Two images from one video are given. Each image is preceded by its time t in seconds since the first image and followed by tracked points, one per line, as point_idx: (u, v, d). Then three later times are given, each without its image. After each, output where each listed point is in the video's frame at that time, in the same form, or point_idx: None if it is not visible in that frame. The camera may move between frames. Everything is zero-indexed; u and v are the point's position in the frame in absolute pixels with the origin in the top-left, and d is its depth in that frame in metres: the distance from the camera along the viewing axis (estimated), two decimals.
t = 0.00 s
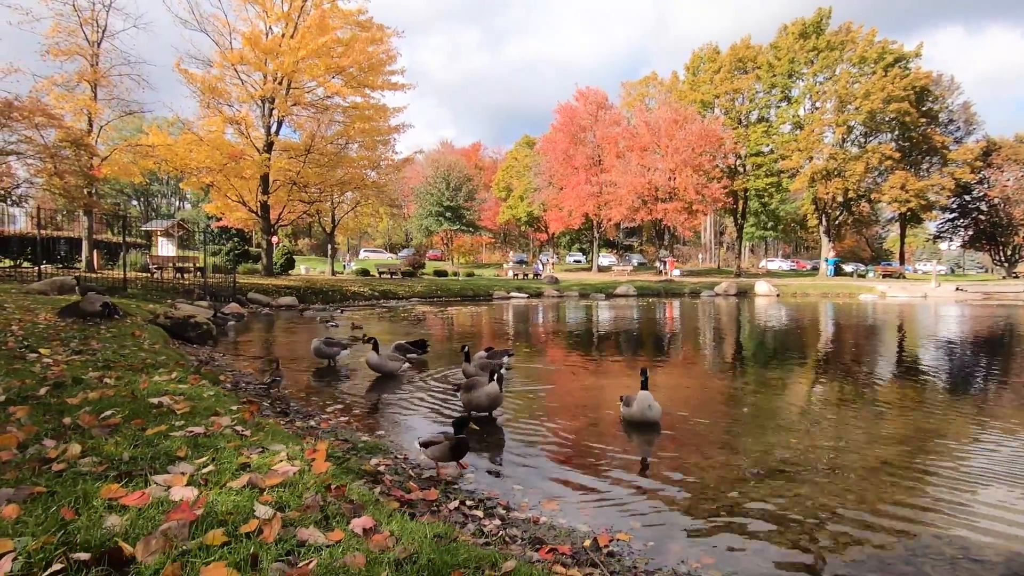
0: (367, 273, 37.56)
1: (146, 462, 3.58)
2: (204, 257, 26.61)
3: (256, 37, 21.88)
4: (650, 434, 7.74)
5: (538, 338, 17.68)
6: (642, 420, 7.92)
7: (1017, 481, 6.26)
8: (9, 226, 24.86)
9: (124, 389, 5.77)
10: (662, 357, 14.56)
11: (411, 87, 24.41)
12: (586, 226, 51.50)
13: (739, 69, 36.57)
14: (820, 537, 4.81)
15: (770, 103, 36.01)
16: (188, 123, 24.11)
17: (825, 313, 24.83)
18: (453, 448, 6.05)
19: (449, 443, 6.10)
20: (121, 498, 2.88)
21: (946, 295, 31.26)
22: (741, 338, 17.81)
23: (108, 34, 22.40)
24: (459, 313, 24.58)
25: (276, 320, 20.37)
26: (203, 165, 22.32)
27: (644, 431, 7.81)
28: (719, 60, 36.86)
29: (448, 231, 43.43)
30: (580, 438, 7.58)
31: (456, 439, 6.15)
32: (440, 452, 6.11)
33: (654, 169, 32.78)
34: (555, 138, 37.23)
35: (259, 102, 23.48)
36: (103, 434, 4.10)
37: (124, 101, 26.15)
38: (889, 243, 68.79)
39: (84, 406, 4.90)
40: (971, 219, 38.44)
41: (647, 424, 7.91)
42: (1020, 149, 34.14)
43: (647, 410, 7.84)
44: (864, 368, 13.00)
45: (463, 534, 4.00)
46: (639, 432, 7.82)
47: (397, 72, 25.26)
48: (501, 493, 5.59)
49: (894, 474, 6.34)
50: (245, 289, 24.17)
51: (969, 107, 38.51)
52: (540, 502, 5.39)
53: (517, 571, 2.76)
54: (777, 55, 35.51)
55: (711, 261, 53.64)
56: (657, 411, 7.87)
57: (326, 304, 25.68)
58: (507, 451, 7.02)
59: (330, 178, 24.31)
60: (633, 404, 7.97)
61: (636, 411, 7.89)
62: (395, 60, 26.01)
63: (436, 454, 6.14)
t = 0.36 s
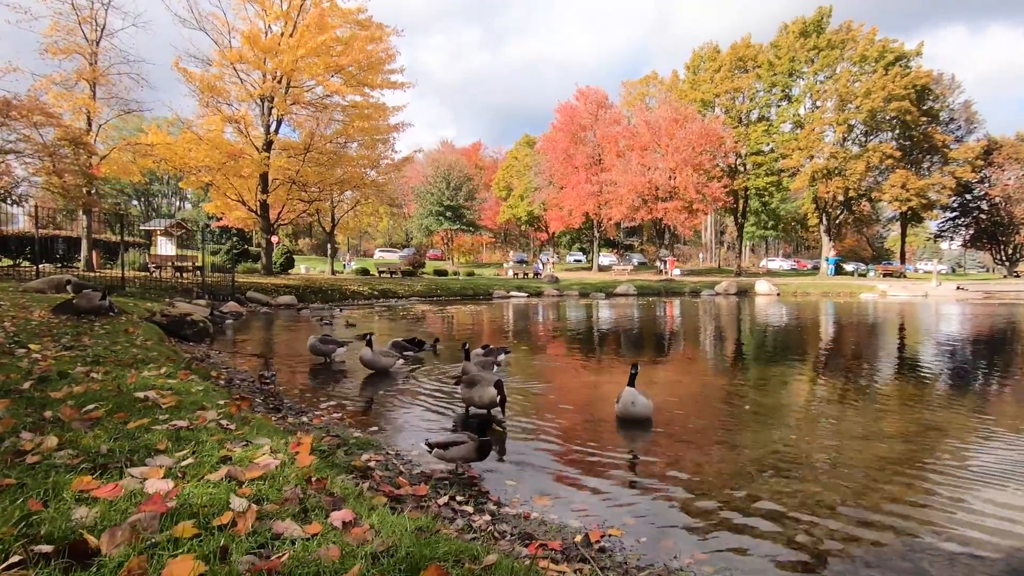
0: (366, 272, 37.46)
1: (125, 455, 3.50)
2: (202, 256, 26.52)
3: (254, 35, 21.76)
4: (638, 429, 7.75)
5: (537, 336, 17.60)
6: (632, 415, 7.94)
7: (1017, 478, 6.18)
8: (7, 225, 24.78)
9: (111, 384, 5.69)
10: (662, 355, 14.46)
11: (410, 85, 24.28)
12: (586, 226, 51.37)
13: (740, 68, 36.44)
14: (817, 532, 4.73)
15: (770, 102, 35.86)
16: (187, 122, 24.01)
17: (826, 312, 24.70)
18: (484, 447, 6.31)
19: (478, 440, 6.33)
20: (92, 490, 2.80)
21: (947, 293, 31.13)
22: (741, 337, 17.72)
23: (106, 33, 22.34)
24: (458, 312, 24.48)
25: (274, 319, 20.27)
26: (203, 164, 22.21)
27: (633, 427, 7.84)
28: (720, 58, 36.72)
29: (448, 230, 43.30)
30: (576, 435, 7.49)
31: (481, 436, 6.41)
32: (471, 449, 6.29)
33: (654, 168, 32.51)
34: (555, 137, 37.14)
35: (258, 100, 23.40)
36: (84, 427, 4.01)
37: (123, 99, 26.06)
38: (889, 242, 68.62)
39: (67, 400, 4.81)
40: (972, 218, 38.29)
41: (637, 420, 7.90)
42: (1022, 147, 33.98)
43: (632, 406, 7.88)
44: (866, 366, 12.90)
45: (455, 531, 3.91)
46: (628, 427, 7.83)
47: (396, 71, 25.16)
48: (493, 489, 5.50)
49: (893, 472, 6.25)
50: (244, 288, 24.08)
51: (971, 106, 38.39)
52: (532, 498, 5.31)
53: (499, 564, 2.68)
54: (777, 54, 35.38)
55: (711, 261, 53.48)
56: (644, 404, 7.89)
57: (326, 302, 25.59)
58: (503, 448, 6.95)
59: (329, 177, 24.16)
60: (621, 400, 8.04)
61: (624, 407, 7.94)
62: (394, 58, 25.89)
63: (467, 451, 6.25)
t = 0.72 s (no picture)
0: (366, 272, 37.35)
1: (109, 454, 3.40)
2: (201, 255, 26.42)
3: (254, 35, 21.65)
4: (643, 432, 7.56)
5: (537, 336, 17.51)
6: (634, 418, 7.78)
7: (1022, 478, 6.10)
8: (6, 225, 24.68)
9: (100, 382, 5.58)
10: (663, 355, 14.37)
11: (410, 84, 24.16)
12: (586, 225, 51.26)
13: (740, 67, 36.29)
14: (820, 533, 4.64)
15: (771, 101, 35.73)
16: (186, 121, 23.91)
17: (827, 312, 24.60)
18: (510, 455, 5.88)
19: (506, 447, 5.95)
20: (70, 491, 2.71)
21: (949, 292, 30.99)
22: (742, 336, 17.60)
23: (106, 32, 22.25)
24: (458, 312, 24.38)
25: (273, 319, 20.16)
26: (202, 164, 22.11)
27: (636, 429, 7.66)
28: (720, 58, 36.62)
29: (448, 230, 43.15)
30: (575, 435, 7.40)
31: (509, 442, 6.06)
32: (497, 456, 5.90)
33: (655, 168, 32.36)
34: (555, 137, 37.07)
35: (257, 100, 23.31)
36: (69, 426, 3.91)
37: (122, 98, 25.96)
38: (890, 242, 68.48)
39: (55, 399, 4.71)
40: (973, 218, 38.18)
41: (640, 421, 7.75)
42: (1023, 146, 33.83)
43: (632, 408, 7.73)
44: (867, 366, 12.81)
45: (449, 533, 3.81)
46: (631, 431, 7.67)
47: (396, 70, 25.05)
48: (488, 490, 5.41)
49: (896, 472, 6.16)
50: (243, 287, 23.99)
51: (972, 105, 38.24)
52: (529, 499, 5.20)
53: (491, 568, 2.58)
54: (778, 53, 35.25)
55: (711, 260, 53.32)
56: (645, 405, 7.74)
57: (326, 302, 25.48)
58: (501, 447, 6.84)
59: (329, 176, 24.05)
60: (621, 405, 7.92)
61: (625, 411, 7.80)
62: (394, 58, 25.79)
63: (491, 458, 5.87)
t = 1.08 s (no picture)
0: (366, 271, 37.25)
1: (85, 457, 3.30)
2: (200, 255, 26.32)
3: (253, 34, 21.53)
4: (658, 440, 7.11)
5: (538, 335, 17.41)
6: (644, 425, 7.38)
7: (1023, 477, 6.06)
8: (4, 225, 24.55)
9: (87, 382, 5.46)
10: (663, 354, 14.27)
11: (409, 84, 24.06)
12: (586, 225, 51.13)
13: (740, 67, 36.16)
14: (819, 535, 4.57)
15: (771, 101, 35.62)
16: (185, 120, 23.79)
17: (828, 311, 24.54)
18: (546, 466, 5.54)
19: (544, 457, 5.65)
20: (38, 495, 2.60)
21: (949, 292, 30.88)
22: (742, 336, 17.50)
23: (105, 31, 22.13)
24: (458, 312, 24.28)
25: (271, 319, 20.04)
26: (201, 163, 21.96)
27: (648, 438, 7.20)
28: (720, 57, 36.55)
29: (448, 230, 43.01)
30: (572, 436, 7.30)
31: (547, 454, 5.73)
32: (530, 467, 5.55)
33: (655, 167, 32.22)
34: (555, 136, 37.04)
35: (257, 99, 23.20)
36: (47, 428, 3.81)
37: (121, 98, 25.84)
38: (891, 241, 68.32)
39: (38, 399, 4.61)
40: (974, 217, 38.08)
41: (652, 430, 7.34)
42: None
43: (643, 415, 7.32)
44: (867, 366, 12.71)
45: (438, 535, 3.72)
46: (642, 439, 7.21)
47: (395, 70, 24.97)
48: (481, 492, 5.29)
49: (896, 472, 6.08)
50: (242, 288, 23.88)
51: (972, 104, 38.12)
52: (522, 501, 5.10)
53: None
54: (778, 52, 35.13)
55: (711, 260, 53.18)
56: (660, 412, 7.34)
57: (325, 302, 25.39)
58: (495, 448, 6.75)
59: (328, 176, 23.94)
60: (629, 412, 7.54)
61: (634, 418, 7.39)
62: (393, 57, 25.71)
63: (526, 467, 5.52)
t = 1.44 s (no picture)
0: (365, 271, 37.15)
1: (70, 455, 3.22)
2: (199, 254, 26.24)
3: (252, 33, 21.42)
4: (663, 445, 6.83)
5: (538, 335, 17.32)
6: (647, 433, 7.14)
7: None
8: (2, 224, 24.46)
9: (77, 380, 5.38)
10: (663, 354, 14.16)
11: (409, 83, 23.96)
12: (586, 224, 51.02)
13: (741, 66, 36.02)
14: (822, 535, 4.49)
15: (771, 100, 35.53)
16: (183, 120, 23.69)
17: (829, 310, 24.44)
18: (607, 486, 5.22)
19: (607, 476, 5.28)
20: (18, 495, 2.52)
21: (950, 292, 30.78)
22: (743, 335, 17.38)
23: (104, 30, 22.03)
24: (457, 311, 24.18)
25: (269, 318, 19.95)
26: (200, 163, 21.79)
27: (652, 441, 6.99)
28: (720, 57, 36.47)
29: (448, 230, 42.91)
30: (572, 436, 7.21)
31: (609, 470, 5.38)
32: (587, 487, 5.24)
33: (655, 167, 32.13)
34: (554, 136, 36.97)
35: (256, 98, 23.10)
36: (34, 426, 3.73)
37: (120, 97, 25.73)
38: (891, 241, 68.17)
39: (26, 397, 4.53)
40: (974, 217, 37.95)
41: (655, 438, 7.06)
42: None
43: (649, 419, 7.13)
44: (868, 365, 12.60)
45: (434, 537, 3.63)
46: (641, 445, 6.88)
47: (395, 69, 24.88)
48: (477, 491, 5.22)
49: (898, 471, 6.00)
50: (241, 288, 23.78)
51: (972, 104, 38.01)
52: (520, 500, 5.03)
53: None
54: (778, 52, 34.97)
55: (712, 260, 53.07)
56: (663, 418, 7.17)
57: (324, 301, 25.30)
58: (495, 447, 6.69)
59: (327, 176, 23.79)
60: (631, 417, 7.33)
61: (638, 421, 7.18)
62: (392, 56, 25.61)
63: (583, 486, 5.23)
